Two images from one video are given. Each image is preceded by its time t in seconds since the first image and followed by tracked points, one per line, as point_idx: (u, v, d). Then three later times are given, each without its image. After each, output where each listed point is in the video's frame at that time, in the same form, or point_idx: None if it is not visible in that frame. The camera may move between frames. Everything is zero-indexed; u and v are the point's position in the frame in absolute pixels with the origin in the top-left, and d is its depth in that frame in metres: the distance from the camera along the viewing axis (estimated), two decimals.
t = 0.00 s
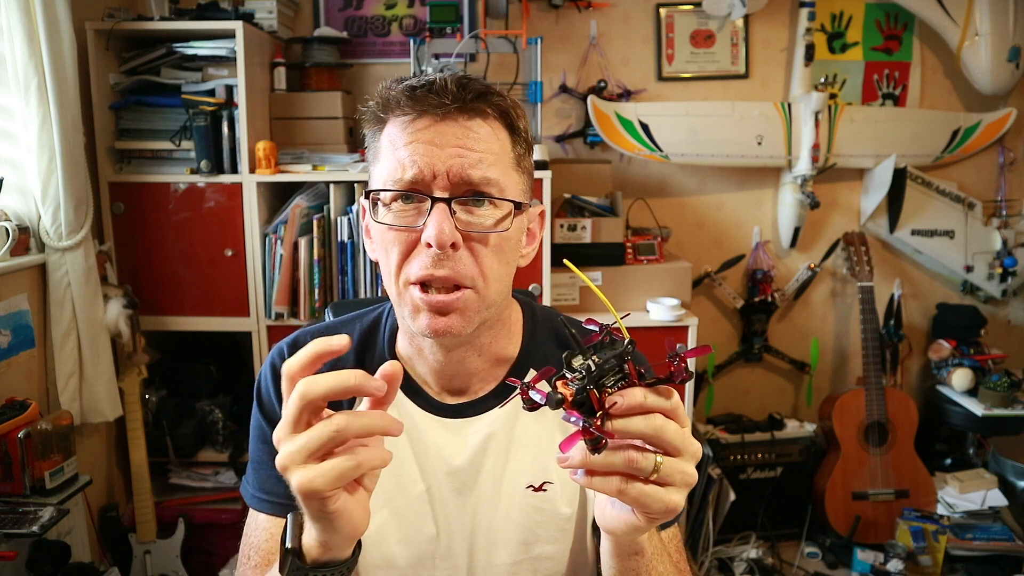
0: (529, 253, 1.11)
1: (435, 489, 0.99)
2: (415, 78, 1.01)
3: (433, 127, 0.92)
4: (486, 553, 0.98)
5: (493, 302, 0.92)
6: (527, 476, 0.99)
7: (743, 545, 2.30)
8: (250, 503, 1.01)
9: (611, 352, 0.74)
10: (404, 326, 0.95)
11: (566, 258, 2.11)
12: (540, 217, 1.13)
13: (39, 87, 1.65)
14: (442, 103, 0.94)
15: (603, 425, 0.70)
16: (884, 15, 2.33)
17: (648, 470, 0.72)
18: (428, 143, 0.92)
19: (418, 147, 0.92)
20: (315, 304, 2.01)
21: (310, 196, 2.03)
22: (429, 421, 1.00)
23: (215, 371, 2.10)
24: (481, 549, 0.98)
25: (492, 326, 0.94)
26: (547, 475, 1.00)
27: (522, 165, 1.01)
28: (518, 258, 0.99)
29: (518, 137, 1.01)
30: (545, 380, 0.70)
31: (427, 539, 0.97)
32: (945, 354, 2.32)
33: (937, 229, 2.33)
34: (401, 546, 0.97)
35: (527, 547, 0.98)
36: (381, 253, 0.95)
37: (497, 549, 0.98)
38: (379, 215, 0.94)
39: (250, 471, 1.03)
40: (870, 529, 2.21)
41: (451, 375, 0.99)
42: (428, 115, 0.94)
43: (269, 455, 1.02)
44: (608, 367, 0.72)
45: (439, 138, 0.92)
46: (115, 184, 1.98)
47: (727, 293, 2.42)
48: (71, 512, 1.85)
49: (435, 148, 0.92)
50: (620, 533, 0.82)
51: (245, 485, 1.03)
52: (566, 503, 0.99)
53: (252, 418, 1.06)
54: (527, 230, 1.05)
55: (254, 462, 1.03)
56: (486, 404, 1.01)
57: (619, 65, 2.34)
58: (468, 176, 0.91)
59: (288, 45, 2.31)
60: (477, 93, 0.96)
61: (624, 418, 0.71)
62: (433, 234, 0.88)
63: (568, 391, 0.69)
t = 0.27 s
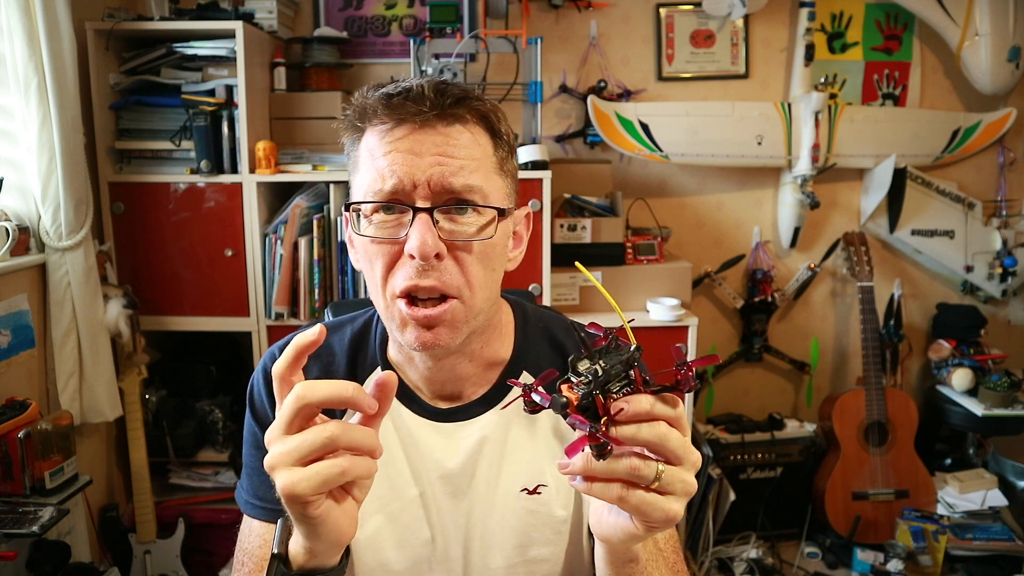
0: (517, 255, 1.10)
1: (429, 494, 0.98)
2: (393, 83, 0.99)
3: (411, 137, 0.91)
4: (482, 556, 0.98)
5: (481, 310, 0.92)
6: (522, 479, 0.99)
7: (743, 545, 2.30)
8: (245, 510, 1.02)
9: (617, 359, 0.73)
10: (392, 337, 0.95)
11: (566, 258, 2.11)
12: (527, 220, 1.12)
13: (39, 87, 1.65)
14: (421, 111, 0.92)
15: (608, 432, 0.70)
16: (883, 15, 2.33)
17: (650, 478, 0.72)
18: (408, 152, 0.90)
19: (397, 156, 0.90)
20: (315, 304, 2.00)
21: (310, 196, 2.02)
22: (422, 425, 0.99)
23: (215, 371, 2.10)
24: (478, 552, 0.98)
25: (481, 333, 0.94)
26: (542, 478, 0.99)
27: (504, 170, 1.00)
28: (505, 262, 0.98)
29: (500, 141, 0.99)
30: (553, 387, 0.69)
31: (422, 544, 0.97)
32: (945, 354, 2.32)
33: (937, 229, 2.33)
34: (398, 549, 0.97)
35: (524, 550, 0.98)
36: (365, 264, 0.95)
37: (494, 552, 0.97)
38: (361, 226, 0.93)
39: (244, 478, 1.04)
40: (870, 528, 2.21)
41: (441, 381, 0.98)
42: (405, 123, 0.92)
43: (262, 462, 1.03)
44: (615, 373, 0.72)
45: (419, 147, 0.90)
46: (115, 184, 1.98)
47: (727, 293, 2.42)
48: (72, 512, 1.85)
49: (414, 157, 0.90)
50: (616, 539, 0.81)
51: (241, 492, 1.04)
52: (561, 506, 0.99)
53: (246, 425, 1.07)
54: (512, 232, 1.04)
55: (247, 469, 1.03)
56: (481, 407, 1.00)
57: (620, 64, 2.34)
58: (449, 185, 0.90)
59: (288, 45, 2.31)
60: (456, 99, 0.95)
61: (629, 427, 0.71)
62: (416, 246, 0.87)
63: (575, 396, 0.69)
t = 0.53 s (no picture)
0: (503, 259, 1.09)
1: (423, 499, 0.98)
2: (370, 91, 0.99)
3: (392, 144, 0.91)
4: (478, 558, 0.97)
5: (469, 317, 0.91)
6: (516, 483, 0.98)
7: (743, 545, 2.30)
8: (240, 516, 1.02)
9: (622, 372, 0.68)
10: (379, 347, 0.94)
11: (566, 258, 2.11)
12: (512, 223, 1.11)
13: (39, 87, 1.65)
14: (402, 117, 0.93)
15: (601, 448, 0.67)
16: (883, 15, 2.33)
17: (637, 501, 0.72)
18: (388, 160, 0.90)
19: (378, 164, 0.90)
20: (315, 304, 2.00)
21: (311, 196, 2.03)
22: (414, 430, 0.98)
23: (215, 371, 2.10)
24: (474, 554, 0.97)
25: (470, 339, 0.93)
26: (536, 482, 0.99)
27: (487, 174, 1.00)
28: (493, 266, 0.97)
29: (481, 145, 0.99)
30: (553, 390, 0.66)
31: (417, 547, 0.97)
32: (945, 354, 2.32)
33: (937, 229, 2.33)
34: (394, 551, 0.97)
35: (518, 554, 0.97)
36: (349, 275, 0.94)
37: (490, 554, 0.97)
38: (344, 238, 0.92)
39: (238, 483, 1.04)
40: (870, 529, 2.21)
41: (431, 386, 0.97)
42: (385, 132, 0.92)
43: (256, 468, 1.03)
44: (617, 388, 0.67)
45: (400, 153, 0.90)
46: (115, 184, 1.98)
47: (727, 293, 2.42)
48: (72, 512, 1.85)
49: (396, 164, 0.90)
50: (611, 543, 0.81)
51: (235, 497, 1.04)
52: (556, 508, 0.99)
53: (239, 430, 1.06)
54: (498, 236, 1.04)
55: (242, 475, 1.03)
56: (473, 411, 0.99)
57: (619, 64, 2.34)
58: (432, 191, 0.90)
59: (288, 45, 2.31)
60: (435, 103, 0.96)
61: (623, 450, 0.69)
62: (400, 256, 0.86)
63: (571, 404, 0.66)
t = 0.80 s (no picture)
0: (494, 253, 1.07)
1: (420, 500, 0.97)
2: (349, 116, 0.89)
3: (389, 177, 0.83)
4: (476, 559, 0.97)
5: (477, 323, 0.92)
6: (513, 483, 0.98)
7: (743, 545, 2.30)
8: (238, 518, 1.01)
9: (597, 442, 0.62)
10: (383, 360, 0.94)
11: (566, 258, 2.11)
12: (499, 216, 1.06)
13: (39, 87, 1.65)
14: (393, 145, 0.84)
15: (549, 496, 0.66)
16: (883, 15, 2.33)
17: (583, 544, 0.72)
18: (388, 193, 0.83)
19: (378, 199, 0.83)
20: (315, 304, 2.00)
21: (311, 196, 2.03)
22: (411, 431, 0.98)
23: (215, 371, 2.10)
24: (473, 556, 0.97)
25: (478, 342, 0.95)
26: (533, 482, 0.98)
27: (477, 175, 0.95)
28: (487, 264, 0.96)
29: (468, 149, 0.93)
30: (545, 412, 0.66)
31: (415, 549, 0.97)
32: (945, 354, 2.32)
33: (937, 229, 2.33)
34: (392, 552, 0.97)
35: (518, 553, 0.96)
36: (352, 303, 0.90)
37: (488, 555, 0.97)
38: (346, 273, 0.87)
39: (237, 486, 1.03)
40: (870, 529, 2.21)
41: (431, 388, 0.97)
42: (379, 164, 0.84)
43: (254, 469, 1.02)
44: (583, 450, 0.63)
45: (398, 183, 0.83)
46: (115, 184, 1.98)
47: (727, 293, 2.42)
48: (72, 512, 1.85)
49: (396, 196, 0.83)
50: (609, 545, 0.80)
51: (234, 499, 1.03)
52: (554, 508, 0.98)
53: (239, 432, 1.06)
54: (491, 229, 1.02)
55: (240, 477, 1.03)
56: (470, 413, 0.98)
57: (620, 65, 2.34)
58: (436, 218, 0.85)
59: (288, 45, 2.31)
60: (427, 122, 0.87)
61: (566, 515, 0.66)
62: (414, 288, 0.84)
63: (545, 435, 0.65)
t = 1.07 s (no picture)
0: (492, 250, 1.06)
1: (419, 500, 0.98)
2: (340, 126, 0.89)
3: (380, 189, 0.82)
4: (476, 558, 0.97)
5: (473, 329, 0.93)
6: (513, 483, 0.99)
7: (743, 545, 2.30)
8: (238, 518, 1.01)
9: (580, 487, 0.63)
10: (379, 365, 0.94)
11: (566, 258, 2.11)
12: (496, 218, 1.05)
13: (39, 87, 1.65)
14: (383, 157, 0.83)
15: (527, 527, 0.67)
16: (883, 15, 2.33)
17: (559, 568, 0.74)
18: (379, 205, 0.83)
19: (369, 211, 0.83)
20: (315, 304, 2.00)
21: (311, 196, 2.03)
22: (411, 431, 0.98)
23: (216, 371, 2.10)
24: (472, 556, 0.97)
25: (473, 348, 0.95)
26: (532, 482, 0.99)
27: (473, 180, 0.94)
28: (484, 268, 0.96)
29: (463, 155, 0.92)
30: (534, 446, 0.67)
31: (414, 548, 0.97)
32: (945, 354, 2.32)
33: (937, 229, 2.33)
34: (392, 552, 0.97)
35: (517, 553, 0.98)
36: (346, 310, 0.91)
37: (488, 554, 0.97)
38: (340, 282, 0.88)
39: (238, 486, 1.03)
40: (870, 529, 2.21)
41: (430, 390, 0.97)
42: (370, 176, 0.83)
43: (254, 470, 1.02)
44: (564, 491, 0.63)
45: (390, 196, 0.83)
46: (115, 184, 1.98)
47: (727, 293, 2.42)
48: (72, 512, 1.85)
49: (387, 208, 0.83)
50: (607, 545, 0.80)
51: (234, 499, 1.03)
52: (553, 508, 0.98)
53: (239, 432, 1.06)
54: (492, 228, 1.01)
55: (241, 478, 1.03)
56: (470, 412, 0.98)
57: (620, 65, 2.34)
58: (428, 229, 0.84)
59: (288, 45, 2.31)
60: (418, 133, 0.86)
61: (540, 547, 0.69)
62: (405, 300, 0.84)
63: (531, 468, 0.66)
